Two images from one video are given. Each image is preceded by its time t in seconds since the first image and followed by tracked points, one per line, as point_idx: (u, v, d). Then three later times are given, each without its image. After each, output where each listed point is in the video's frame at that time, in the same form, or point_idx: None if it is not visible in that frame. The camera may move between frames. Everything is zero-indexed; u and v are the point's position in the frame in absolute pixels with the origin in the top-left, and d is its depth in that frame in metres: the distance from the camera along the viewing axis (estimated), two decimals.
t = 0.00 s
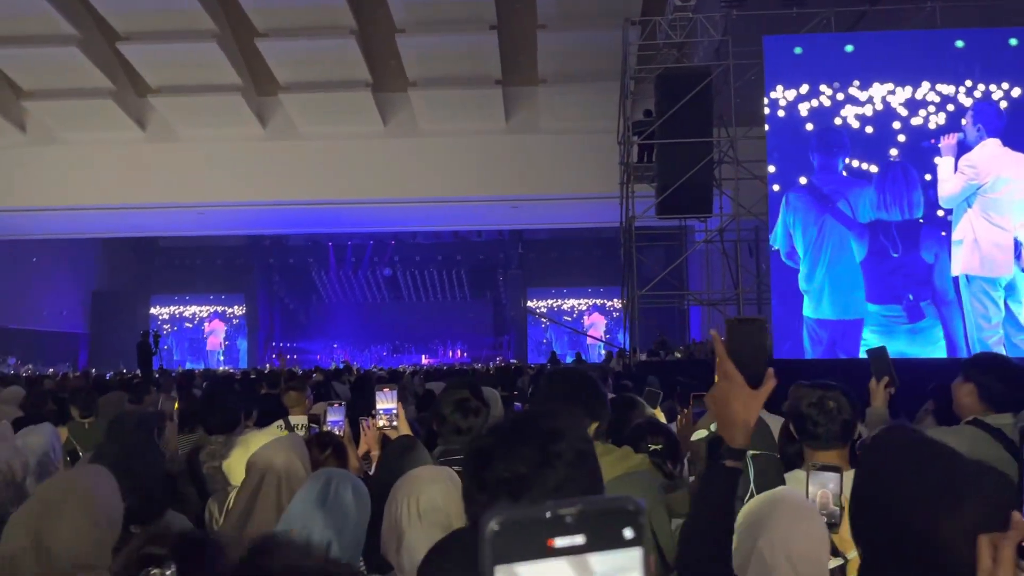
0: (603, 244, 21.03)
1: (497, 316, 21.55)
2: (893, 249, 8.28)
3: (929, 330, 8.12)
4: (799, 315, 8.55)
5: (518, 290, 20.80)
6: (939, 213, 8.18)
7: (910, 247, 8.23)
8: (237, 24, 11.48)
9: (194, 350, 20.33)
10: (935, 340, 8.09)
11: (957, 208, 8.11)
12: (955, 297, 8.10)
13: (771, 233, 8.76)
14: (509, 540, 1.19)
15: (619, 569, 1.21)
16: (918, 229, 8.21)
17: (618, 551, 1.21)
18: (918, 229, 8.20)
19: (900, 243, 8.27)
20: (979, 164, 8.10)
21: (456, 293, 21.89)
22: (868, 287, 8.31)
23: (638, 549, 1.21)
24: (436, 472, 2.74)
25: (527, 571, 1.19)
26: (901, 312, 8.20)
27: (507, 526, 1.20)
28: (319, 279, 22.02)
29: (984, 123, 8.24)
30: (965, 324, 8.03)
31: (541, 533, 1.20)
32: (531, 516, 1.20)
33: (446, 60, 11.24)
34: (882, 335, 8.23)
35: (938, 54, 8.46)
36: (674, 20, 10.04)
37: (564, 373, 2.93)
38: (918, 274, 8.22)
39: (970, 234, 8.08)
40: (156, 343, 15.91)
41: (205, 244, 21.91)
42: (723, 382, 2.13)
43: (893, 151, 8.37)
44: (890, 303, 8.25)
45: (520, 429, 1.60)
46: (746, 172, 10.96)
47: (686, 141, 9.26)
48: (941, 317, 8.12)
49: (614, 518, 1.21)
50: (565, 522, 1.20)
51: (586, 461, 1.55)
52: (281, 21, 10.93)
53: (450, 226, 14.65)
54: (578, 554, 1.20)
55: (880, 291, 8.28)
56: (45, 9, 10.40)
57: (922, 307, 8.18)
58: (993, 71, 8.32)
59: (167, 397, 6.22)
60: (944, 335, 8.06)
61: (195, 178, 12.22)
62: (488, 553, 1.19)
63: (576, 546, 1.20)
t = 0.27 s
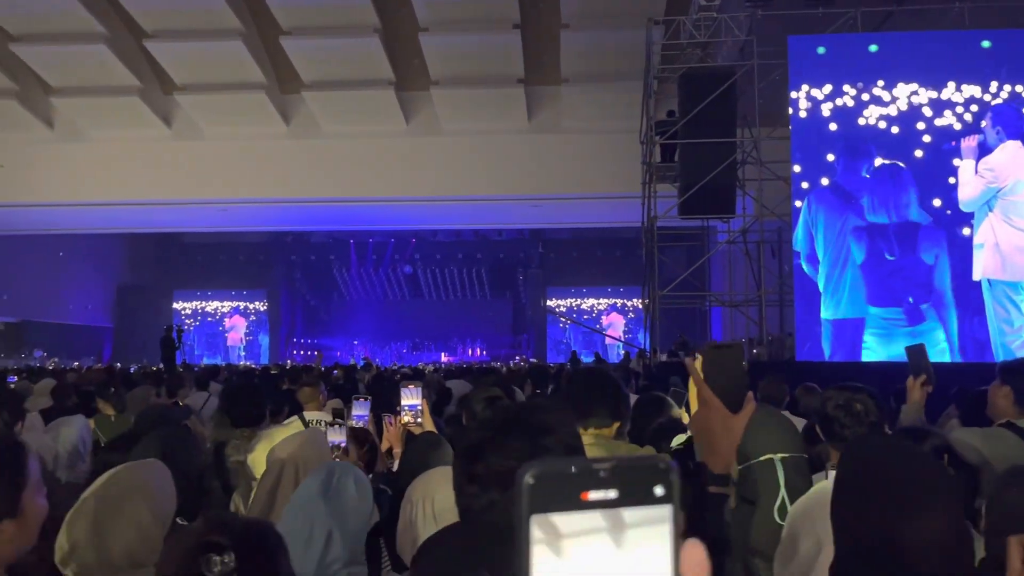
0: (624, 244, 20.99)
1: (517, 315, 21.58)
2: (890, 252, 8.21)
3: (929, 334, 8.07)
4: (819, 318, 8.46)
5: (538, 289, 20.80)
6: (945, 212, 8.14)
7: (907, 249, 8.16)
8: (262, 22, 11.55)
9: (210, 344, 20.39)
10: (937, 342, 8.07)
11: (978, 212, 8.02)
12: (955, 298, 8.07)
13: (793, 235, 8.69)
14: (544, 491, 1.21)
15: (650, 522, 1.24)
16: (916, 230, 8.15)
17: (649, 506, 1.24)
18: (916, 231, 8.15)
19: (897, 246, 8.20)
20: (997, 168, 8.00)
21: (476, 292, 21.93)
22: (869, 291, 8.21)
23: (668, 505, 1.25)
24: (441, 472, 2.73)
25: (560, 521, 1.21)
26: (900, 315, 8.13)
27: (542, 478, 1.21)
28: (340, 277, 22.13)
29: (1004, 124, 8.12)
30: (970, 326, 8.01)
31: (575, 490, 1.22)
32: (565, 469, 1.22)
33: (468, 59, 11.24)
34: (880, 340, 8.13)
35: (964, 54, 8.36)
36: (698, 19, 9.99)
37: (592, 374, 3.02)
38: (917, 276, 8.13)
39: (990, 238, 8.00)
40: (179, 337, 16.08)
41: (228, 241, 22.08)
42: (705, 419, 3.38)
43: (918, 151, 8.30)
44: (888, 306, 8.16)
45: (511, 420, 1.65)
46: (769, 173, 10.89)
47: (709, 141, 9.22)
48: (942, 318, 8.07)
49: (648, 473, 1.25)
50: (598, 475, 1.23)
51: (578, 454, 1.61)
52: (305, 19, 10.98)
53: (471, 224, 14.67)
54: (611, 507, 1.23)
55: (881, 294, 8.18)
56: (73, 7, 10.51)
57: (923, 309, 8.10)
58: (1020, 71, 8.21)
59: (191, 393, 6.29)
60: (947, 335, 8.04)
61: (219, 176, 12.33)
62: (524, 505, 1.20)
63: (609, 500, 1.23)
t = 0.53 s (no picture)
0: (643, 244, 20.92)
1: (536, 315, 21.59)
2: (890, 252, 8.15)
3: (932, 338, 7.96)
4: (835, 317, 8.35)
5: (557, 289, 20.81)
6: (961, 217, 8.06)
7: (907, 249, 8.10)
8: (284, 22, 11.62)
9: (229, 342, 20.77)
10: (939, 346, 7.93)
11: (997, 212, 7.98)
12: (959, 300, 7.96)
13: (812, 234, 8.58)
14: (550, 508, 1.26)
15: (654, 540, 1.27)
16: (918, 230, 8.08)
17: (653, 524, 1.27)
18: (918, 230, 8.07)
19: (897, 245, 8.15)
20: (1017, 167, 7.97)
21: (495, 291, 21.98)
22: (871, 291, 8.17)
23: (673, 524, 1.27)
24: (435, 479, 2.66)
25: (563, 537, 1.26)
26: (902, 317, 8.05)
27: (548, 495, 1.26)
28: (359, 275, 22.21)
29: None
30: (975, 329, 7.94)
31: (581, 506, 1.26)
32: (571, 487, 1.26)
33: (488, 59, 11.24)
34: (881, 341, 8.11)
35: (987, 54, 8.25)
36: (719, 19, 9.95)
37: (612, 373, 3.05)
38: (918, 277, 8.07)
39: (1010, 238, 7.94)
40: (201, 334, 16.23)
41: (249, 239, 22.25)
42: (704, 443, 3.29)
43: (940, 151, 8.21)
44: (889, 307, 8.10)
45: (498, 422, 1.73)
46: (790, 173, 10.84)
47: (730, 141, 9.17)
48: (945, 321, 7.96)
49: (653, 494, 1.28)
50: (603, 493, 1.27)
51: (561, 455, 1.70)
52: (327, 19, 11.02)
53: (490, 223, 14.71)
54: (615, 524, 1.26)
55: (882, 296, 8.13)
56: (99, 6, 10.61)
57: (925, 311, 8.01)
58: None
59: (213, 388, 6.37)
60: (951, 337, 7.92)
61: (241, 174, 12.43)
62: (528, 521, 1.25)
63: (612, 518, 1.26)
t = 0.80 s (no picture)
0: (666, 244, 20.83)
1: (558, 314, 21.58)
2: (896, 252, 8.06)
3: (940, 338, 7.83)
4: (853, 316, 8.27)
5: (579, 288, 20.79)
6: (985, 217, 7.82)
7: (914, 249, 7.97)
8: (309, 21, 11.68)
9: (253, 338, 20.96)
10: (948, 348, 7.79)
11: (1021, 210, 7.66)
12: (970, 300, 7.74)
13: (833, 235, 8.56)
14: (546, 504, 1.14)
15: (653, 540, 1.16)
16: (924, 229, 7.94)
17: (653, 523, 1.17)
18: (924, 229, 7.93)
19: (903, 246, 8.04)
20: None
21: (518, 290, 21.98)
22: (880, 291, 8.10)
23: (671, 523, 1.18)
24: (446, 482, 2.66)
25: (560, 533, 1.13)
26: (909, 317, 7.95)
27: (544, 491, 1.14)
28: (383, 274, 22.21)
29: None
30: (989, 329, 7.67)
31: (575, 502, 1.15)
32: (567, 481, 1.16)
33: (512, 58, 11.23)
34: (890, 341, 8.02)
35: (1020, 48, 7.96)
36: (745, 17, 9.90)
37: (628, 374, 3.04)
38: (926, 277, 7.92)
39: None
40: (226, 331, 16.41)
41: (274, 237, 22.43)
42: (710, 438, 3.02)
43: (965, 148, 7.96)
44: (898, 307, 8.02)
45: (501, 424, 1.80)
46: (815, 172, 10.74)
47: (755, 140, 9.11)
48: (954, 322, 7.78)
49: (655, 490, 1.18)
50: (601, 490, 1.16)
51: (562, 451, 1.77)
52: (352, 19, 11.06)
53: (514, 222, 14.73)
54: (612, 522, 1.15)
55: (890, 296, 8.05)
56: (127, 6, 10.71)
57: (933, 312, 7.87)
58: None
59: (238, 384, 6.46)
60: (959, 338, 7.75)
61: (266, 174, 12.54)
62: (524, 517, 1.13)
63: (609, 515, 1.15)
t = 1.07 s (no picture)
0: (687, 243, 20.74)
1: (578, 314, 21.56)
2: (914, 250, 7.96)
3: (961, 336, 7.71)
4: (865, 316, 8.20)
5: (599, 288, 20.74)
6: (1009, 215, 7.72)
7: (931, 248, 7.88)
8: (330, 22, 11.75)
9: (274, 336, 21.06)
10: (968, 348, 7.69)
11: None
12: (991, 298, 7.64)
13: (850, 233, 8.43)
14: (542, 480, 1.24)
15: (642, 516, 1.25)
16: (944, 226, 7.83)
17: (646, 498, 1.26)
18: (943, 226, 7.83)
19: (921, 244, 7.95)
20: None
21: (538, 290, 21.96)
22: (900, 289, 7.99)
23: (664, 500, 1.27)
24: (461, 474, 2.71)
25: (552, 506, 1.23)
26: (930, 316, 7.83)
27: (540, 467, 1.25)
28: (403, 273, 22.35)
29: None
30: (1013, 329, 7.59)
31: (572, 479, 1.25)
32: (562, 460, 1.26)
33: (532, 57, 11.22)
34: (911, 341, 7.89)
35: None
36: (766, 15, 9.84)
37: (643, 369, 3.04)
38: (944, 275, 7.83)
39: None
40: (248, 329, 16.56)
41: (295, 236, 22.58)
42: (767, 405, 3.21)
43: (992, 146, 7.82)
44: (918, 305, 7.91)
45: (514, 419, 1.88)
46: (838, 171, 10.67)
47: (776, 139, 9.06)
48: (974, 321, 7.68)
49: (648, 469, 1.27)
50: (595, 467, 1.26)
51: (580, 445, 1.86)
52: (372, 19, 11.10)
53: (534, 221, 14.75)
54: (608, 497, 1.25)
55: (909, 294, 7.94)
56: (151, 8, 10.83)
57: (954, 310, 7.74)
58: None
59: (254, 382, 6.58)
60: (980, 338, 7.66)
61: (288, 173, 12.65)
62: (521, 491, 1.23)
63: (604, 491, 1.25)
